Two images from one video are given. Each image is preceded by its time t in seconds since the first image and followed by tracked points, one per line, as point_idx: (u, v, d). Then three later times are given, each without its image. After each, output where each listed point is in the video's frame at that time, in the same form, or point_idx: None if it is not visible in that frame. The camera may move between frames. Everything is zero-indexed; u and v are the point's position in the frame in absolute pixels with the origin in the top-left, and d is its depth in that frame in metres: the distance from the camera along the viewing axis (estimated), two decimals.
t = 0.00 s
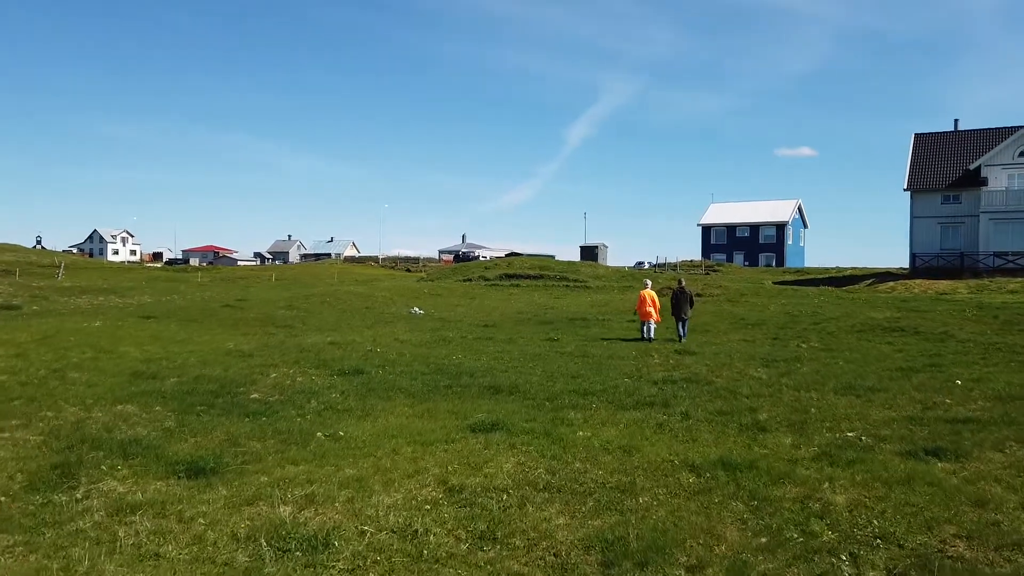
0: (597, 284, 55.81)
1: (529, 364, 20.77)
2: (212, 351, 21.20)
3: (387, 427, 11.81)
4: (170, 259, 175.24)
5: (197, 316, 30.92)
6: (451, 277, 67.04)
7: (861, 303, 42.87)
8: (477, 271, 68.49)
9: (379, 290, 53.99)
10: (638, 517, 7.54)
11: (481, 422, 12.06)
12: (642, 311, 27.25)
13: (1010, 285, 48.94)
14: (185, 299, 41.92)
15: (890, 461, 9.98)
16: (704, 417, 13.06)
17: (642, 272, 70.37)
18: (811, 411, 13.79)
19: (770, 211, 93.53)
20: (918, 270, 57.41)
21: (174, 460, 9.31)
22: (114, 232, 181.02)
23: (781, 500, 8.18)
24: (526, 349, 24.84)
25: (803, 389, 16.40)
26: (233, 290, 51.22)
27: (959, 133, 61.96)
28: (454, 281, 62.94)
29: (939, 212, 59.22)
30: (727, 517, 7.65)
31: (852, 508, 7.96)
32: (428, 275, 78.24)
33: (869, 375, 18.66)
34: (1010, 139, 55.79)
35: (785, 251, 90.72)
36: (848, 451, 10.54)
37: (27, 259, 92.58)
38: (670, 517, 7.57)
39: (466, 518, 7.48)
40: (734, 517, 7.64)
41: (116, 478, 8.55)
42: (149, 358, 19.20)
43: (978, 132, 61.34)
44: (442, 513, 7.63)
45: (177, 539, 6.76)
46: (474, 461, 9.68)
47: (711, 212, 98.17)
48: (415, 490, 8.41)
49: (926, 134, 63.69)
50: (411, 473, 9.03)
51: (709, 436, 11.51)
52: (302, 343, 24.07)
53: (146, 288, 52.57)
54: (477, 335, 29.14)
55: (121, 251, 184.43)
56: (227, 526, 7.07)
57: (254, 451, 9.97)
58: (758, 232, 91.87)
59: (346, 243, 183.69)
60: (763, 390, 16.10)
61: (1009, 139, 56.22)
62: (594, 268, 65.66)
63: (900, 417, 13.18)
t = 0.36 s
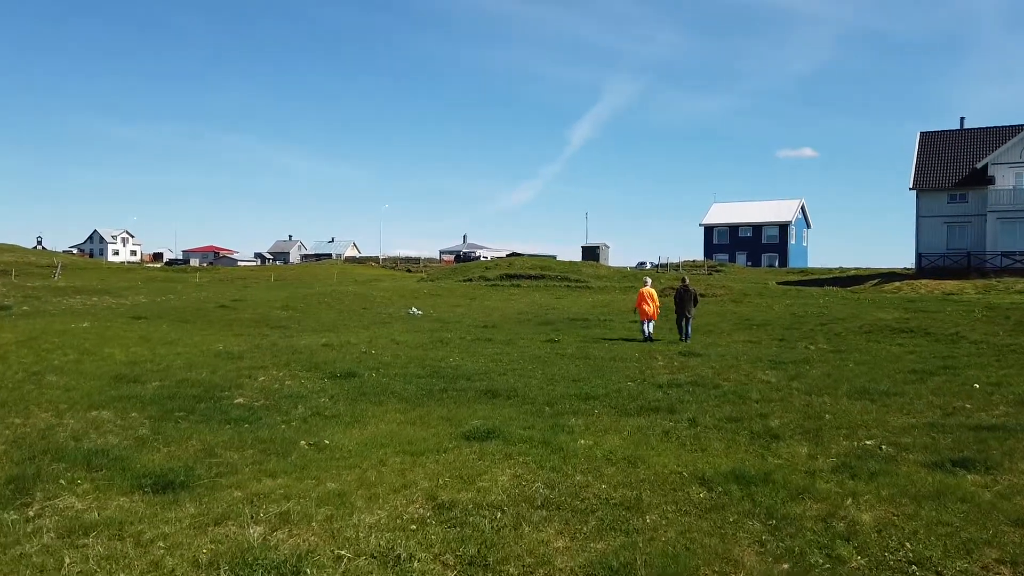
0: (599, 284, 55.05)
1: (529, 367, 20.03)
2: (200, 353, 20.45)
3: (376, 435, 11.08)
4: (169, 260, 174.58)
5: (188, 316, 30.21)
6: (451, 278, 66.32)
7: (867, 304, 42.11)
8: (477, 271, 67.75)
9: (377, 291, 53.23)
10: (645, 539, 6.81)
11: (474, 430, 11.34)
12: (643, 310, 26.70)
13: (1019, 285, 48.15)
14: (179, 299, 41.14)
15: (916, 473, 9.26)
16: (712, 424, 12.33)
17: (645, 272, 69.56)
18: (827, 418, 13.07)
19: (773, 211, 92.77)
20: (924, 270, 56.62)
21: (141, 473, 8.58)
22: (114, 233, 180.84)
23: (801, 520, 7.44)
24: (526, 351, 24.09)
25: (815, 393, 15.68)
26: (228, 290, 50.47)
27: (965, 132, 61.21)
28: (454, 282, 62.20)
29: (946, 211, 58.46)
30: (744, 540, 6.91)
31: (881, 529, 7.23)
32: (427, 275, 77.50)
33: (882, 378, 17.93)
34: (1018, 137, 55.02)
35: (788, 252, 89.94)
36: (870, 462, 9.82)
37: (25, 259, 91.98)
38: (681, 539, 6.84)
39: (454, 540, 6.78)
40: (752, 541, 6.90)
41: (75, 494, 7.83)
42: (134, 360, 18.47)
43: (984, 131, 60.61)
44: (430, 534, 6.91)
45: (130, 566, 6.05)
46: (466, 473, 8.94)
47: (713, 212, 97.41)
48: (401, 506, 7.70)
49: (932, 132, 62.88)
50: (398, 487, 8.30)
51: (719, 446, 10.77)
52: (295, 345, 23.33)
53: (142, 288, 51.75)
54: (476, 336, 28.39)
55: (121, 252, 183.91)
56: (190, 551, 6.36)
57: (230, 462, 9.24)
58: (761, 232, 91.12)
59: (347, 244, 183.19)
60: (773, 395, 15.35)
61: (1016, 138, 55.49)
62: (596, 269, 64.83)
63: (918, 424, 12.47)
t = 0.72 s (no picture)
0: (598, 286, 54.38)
1: (527, 372, 19.35)
2: (187, 358, 19.73)
3: (363, 449, 10.40)
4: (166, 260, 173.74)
5: (179, 319, 29.52)
6: (449, 278, 65.60)
7: (871, 306, 41.49)
8: (475, 272, 67.14)
9: (373, 292, 52.51)
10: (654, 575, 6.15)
11: (468, 444, 10.66)
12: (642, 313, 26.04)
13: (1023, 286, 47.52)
14: (171, 300, 40.39)
15: (943, 493, 8.59)
16: (721, 436, 11.65)
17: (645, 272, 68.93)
18: (840, 428, 12.40)
19: (773, 212, 92.15)
20: (927, 271, 55.99)
21: (104, 494, 7.89)
22: (111, 233, 180.16)
23: (824, 551, 6.76)
24: (524, 356, 23.40)
25: (824, 402, 15.00)
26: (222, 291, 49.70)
27: (968, 132, 60.60)
28: (452, 283, 61.49)
29: (949, 212, 57.85)
30: None
31: (914, 561, 6.55)
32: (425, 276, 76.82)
33: (894, 385, 17.27)
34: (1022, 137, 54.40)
35: (788, 252, 89.34)
36: (892, 481, 9.15)
37: (20, 260, 91.22)
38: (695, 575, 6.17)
39: None
40: None
41: (28, 521, 7.14)
42: (116, 366, 17.75)
43: (987, 131, 60.00)
44: (416, 569, 6.24)
45: None
46: (458, 494, 8.26)
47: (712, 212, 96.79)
48: (386, 534, 7.02)
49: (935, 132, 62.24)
50: (384, 511, 7.62)
51: (729, 461, 10.10)
52: (286, 349, 22.63)
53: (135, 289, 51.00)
54: (472, 339, 27.70)
55: (118, 251, 183.08)
56: None
57: (203, 482, 8.54)
58: (760, 233, 90.51)
59: (345, 244, 182.51)
60: (782, 403, 14.68)
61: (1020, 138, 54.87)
62: (595, 269, 64.14)
63: (937, 436, 11.80)
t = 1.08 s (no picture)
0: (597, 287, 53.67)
1: (522, 378, 18.62)
2: (169, 363, 18.98)
3: (345, 466, 9.68)
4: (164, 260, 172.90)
5: (168, 321, 28.80)
6: (447, 279, 64.84)
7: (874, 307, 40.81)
8: (473, 273, 66.47)
9: (369, 293, 51.77)
10: None
11: (456, 460, 9.91)
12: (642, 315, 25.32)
13: None
14: (162, 302, 39.62)
15: (973, 518, 7.87)
16: (728, 450, 10.93)
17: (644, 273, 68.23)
18: (853, 441, 11.68)
19: (773, 212, 91.49)
20: (930, 272, 55.31)
21: (53, 522, 7.15)
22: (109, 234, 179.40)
23: None
24: (520, 360, 22.67)
25: (833, 411, 14.27)
26: (215, 293, 48.89)
27: (971, 131, 59.94)
28: (449, 283, 60.77)
29: (951, 212, 57.19)
30: None
31: None
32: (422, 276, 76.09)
33: (905, 392, 16.55)
34: None
35: (788, 253, 88.68)
36: (916, 503, 8.42)
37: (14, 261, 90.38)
38: None
39: None
40: None
41: None
42: (93, 372, 16.99)
43: (990, 130, 59.34)
44: None
45: None
46: (443, 520, 7.53)
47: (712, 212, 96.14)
48: (361, 570, 6.30)
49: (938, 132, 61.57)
50: (360, 542, 6.90)
51: (738, 479, 9.38)
52: (275, 353, 21.89)
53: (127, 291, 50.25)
54: (468, 343, 26.96)
55: (115, 252, 182.24)
56: None
57: (165, 506, 7.80)
58: (760, 233, 89.85)
59: (344, 244, 181.80)
60: (790, 412, 13.96)
61: None
62: (594, 270, 63.47)
63: (958, 449, 11.07)
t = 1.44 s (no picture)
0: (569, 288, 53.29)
1: (482, 383, 18.07)
2: (114, 370, 18.17)
3: (276, 484, 9.05)
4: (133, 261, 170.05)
5: (123, 325, 27.87)
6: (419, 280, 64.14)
7: (843, 308, 40.85)
8: (445, 274, 65.85)
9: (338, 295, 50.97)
10: None
11: (395, 475, 9.32)
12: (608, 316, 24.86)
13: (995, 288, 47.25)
14: (122, 305, 38.51)
15: (933, 535, 7.46)
16: (684, 461, 10.45)
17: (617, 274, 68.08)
18: (815, 450, 11.26)
19: (746, 213, 91.87)
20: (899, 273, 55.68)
21: None
22: (76, 235, 176.06)
23: None
24: (483, 364, 22.12)
25: (796, 416, 13.90)
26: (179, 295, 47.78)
27: (939, 133, 60.49)
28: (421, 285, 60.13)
29: (920, 213, 57.65)
30: None
31: None
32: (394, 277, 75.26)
33: (870, 396, 16.25)
34: (993, 138, 54.28)
35: (761, 253, 89.09)
36: (875, 519, 7.99)
37: None
38: None
39: None
40: None
41: None
42: (28, 381, 16.16)
43: (958, 132, 59.90)
44: None
45: None
46: (368, 546, 6.95)
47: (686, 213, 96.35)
48: None
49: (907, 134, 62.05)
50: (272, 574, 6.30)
51: (692, 494, 8.91)
52: (229, 358, 21.14)
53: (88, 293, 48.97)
54: (432, 346, 26.35)
55: (83, 253, 178.86)
56: None
57: (65, 533, 7.14)
58: (734, 234, 90.17)
59: (318, 245, 180.11)
60: (752, 419, 13.56)
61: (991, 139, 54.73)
62: (567, 271, 63.17)
63: (921, 458, 10.69)
